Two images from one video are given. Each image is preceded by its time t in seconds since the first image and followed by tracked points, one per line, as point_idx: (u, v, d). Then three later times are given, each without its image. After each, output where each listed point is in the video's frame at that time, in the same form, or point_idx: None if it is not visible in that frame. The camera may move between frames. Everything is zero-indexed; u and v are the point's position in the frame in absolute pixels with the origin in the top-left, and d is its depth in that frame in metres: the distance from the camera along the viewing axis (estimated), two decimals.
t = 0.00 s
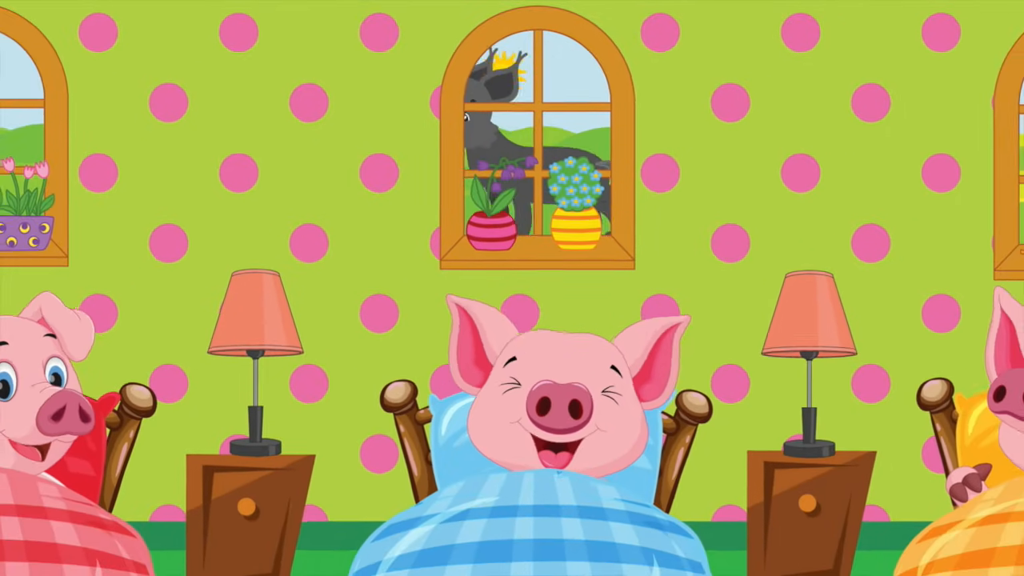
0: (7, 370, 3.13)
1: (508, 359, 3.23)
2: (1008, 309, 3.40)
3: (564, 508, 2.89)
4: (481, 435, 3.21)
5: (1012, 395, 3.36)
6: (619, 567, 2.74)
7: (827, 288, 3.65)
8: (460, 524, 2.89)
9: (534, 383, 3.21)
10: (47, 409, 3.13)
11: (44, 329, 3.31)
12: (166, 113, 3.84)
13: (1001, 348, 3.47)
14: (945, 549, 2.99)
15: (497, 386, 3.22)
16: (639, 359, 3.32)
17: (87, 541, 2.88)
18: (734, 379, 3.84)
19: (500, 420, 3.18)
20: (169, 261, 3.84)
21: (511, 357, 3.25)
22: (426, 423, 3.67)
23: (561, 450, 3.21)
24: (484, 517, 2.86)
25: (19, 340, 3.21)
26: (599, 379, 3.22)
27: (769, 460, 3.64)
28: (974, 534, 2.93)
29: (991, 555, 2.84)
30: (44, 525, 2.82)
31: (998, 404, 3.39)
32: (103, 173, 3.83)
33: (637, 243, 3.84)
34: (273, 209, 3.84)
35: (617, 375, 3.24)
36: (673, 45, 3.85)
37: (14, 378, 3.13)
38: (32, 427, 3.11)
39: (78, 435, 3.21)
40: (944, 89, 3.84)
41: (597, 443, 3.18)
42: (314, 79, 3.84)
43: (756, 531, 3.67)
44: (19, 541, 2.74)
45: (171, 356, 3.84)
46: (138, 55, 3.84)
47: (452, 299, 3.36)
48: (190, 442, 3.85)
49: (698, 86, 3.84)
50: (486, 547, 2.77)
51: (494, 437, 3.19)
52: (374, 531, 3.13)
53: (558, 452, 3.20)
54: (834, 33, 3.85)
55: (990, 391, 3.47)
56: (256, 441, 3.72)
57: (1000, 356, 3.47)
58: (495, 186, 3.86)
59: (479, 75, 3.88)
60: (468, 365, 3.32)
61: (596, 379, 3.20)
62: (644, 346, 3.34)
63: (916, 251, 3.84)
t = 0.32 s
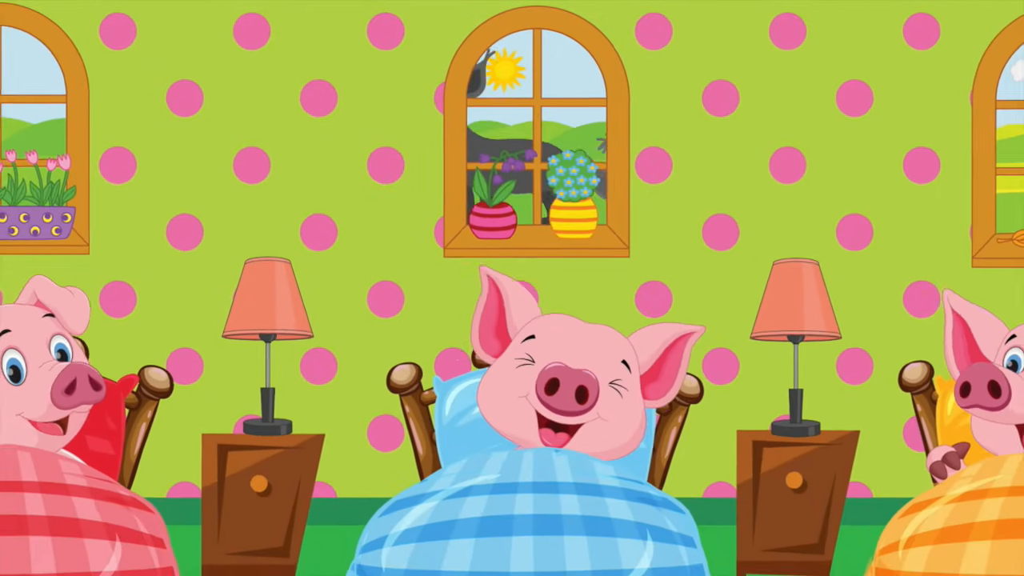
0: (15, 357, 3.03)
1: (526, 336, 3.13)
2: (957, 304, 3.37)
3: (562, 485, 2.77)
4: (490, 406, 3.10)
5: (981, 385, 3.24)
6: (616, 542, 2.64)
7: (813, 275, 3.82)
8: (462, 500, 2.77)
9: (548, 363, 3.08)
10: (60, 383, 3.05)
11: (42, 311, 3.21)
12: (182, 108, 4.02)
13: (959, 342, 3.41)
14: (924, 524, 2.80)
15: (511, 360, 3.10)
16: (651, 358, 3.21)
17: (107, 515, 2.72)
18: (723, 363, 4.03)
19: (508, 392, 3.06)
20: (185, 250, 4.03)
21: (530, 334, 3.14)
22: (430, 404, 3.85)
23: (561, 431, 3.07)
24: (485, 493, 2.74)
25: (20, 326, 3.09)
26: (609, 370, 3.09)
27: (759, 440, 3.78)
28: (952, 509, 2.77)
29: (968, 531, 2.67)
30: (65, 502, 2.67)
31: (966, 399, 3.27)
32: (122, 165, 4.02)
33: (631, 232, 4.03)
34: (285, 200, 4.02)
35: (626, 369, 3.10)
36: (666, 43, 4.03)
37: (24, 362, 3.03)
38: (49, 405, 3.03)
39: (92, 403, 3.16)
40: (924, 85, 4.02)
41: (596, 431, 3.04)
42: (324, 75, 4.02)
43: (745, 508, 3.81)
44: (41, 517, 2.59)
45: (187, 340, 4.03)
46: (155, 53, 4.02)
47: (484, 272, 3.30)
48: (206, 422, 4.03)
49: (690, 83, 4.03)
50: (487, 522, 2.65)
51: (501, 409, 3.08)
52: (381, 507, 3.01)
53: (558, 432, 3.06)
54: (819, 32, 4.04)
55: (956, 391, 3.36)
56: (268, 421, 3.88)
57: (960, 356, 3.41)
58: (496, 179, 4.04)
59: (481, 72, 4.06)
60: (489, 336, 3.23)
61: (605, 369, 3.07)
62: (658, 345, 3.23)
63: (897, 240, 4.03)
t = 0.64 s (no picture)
0: (30, 343, 2.67)
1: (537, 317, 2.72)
2: (918, 301, 3.03)
3: (559, 462, 2.40)
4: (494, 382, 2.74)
5: (952, 376, 2.90)
6: (612, 518, 2.26)
7: (799, 262, 3.99)
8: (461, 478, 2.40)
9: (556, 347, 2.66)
10: (74, 362, 2.69)
11: (50, 296, 2.86)
12: (197, 103, 4.22)
13: (927, 340, 3.05)
14: (905, 499, 2.45)
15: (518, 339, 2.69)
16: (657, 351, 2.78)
17: (127, 492, 2.42)
18: (714, 347, 4.22)
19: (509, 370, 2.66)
20: (201, 239, 4.22)
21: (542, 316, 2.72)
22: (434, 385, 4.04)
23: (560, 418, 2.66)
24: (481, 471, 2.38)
25: (31, 313, 2.73)
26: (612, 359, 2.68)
27: (748, 419, 3.96)
28: (932, 487, 2.41)
29: (946, 506, 2.32)
30: (86, 478, 2.37)
31: (938, 391, 2.94)
32: (140, 157, 4.22)
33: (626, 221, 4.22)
34: (296, 191, 4.22)
35: (629, 360, 2.69)
36: (659, 42, 4.23)
37: (40, 348, 2.68)
38: (68, 385, 2.67)
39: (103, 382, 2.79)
40: (905, 81, 4.22)
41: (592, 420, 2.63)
42: (333, 72, 4.22)
43: (734, 484, 3.99)
44: (63, 492, 2.30)
45: (202, 324, 4.23)
46: (173, 51, 4.22)
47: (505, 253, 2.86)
48: (221, 403, 4.23)
49: (682, 79, 4.23)
50: (485, 499, 2.28)
51: (501, 382, 2.69)
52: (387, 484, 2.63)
53: (557, 412, 2.64)
54: (805, 31, 4.23)
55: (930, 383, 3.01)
56: (280, 401, 4.06)
57: (932, 352, 3.04)
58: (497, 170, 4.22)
59: (483, 69, 4.26)
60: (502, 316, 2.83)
61: (609, 356, 2.66)
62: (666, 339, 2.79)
63: (880, 229, 4.22)
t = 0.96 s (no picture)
0: (53, 326, 2.41)
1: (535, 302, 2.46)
2: (901, 282, 2.62)
3: (557, 441, 2.25)
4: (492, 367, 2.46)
5: (929, 358, 2.47)
6: (608, 495, 2.13)
7: (786, 250, 4.17)
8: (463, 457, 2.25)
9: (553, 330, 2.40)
10: (94, 346, 2.41)
11: (70, 283, 2.55)
12: (212, 98, 4.42)
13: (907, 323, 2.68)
14: (889, 477, 2.28)
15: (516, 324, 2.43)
16: (648, 334, 2.51)
17: (146, 468, 2.27)
18: (705, 331, 4.42)
19: (506, 353, 2.39)
20: (215, 228, 4.43)
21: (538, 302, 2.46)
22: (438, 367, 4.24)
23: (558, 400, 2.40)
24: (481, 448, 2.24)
25: (55, 296, 2.47)
26: (607, 339, 2.42)
27: (737, 400, 4.13)
28: (913, 464, 2.25)
29: (926, 483, 2.18)
30: (105, 455, 2.22)
31: (918, 373, 2.48)
32: (158, 150, 4.42)
33: (621, 211, 4.43)
34: (306, 183, 4.43)
35: (625, 343, 2.43)
36: (653, 40, 4.43)
37: (62, 331, 2.41)
38: (89, 368, 2.40)
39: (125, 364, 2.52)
40: (888, 78, 4.42)
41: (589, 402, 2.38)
42: (341, 69, 4.42)
43: (724, 462, 4.17)
44: (84, 470, 2.16)
45: (217, 310, 4.44)
46: (189, 49, 4.42)
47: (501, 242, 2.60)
48: (235, 385, 4.43)
49: (674, 76, 4.43)
50: (485, 475, 2.15)
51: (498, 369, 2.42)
52: (392, 463, 2.50)
53: (555, 393, 2.41)
54: (792, 29, 4.43)
55: (910, 364, 2.58)
56: (291, 383, 4.24)
57: (909, 335, 2.68)
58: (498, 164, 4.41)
59: (484, 67, 4.45)
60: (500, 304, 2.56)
61: (606, 338, 2.41)
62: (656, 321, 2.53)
63: (863, 219, 4.43)
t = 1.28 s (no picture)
0: (82, 310, 2.35)
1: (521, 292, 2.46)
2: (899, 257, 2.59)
3: (556, 421, 2.24)
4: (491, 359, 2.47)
5: (917, 336, 2.42)
6: (605, 473, 2.14)
7: (774, 239, 4.35)
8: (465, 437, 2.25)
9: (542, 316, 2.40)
10: (120, 333, 2.34)
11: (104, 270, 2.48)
12: (226, 94, 4.63)
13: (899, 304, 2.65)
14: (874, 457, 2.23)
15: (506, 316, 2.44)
16: (633, 307, 2.52)
17: (164, 448, 2.23)
18: (696, 316, 4.63)
19: (501, 345, 2.40)
20: (228, 218, 4.64)
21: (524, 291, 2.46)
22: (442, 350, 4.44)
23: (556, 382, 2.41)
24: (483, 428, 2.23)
25: (88, 280, 2.40)
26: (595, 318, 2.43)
27: (729, 382, 4.28)
28: (896, 444, 2.20)
29: (908, 462, 2.14)
30: (124, 436, 2.18)
31: (905, 349, 2.44)
32: (174, 144, 4.62)
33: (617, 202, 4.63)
34: (316, 175, 4.64)
35: (612, 319, 2.45)
36: (647, 38, 4.64)
37: (91, 315, 2.35)
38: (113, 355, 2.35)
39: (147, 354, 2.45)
40: (871, 74, 4.63)
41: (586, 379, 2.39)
42: (349, 66, 4.63)
43: (715, 442, 4.34)
44: (104, 449, 2.13)
45: (230, 296, 4.65)
46: (204, 47, 4.63)
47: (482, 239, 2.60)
48: (248, 367, 4.64)
49: (667, 74, 4.64)
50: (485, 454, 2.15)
51: (496, 361, 2.43)
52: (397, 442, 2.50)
53: (552, 375, 2.41)
54: (779, 29, 4.64)
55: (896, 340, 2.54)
56: (302, 365, 4.42)
57: (900, 311, 2.65)
58: (498, 156, 4.60)
59: (485, 64, 4.65)
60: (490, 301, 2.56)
61: (593, 316, 2.41)
62: (641, 293, 2.54)
63: (848, 209, 4.64)
